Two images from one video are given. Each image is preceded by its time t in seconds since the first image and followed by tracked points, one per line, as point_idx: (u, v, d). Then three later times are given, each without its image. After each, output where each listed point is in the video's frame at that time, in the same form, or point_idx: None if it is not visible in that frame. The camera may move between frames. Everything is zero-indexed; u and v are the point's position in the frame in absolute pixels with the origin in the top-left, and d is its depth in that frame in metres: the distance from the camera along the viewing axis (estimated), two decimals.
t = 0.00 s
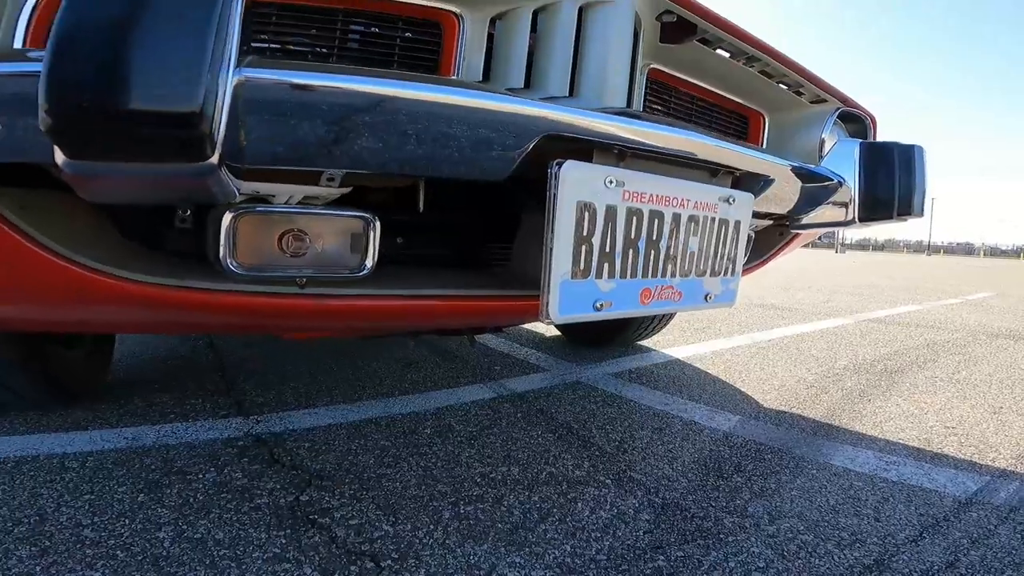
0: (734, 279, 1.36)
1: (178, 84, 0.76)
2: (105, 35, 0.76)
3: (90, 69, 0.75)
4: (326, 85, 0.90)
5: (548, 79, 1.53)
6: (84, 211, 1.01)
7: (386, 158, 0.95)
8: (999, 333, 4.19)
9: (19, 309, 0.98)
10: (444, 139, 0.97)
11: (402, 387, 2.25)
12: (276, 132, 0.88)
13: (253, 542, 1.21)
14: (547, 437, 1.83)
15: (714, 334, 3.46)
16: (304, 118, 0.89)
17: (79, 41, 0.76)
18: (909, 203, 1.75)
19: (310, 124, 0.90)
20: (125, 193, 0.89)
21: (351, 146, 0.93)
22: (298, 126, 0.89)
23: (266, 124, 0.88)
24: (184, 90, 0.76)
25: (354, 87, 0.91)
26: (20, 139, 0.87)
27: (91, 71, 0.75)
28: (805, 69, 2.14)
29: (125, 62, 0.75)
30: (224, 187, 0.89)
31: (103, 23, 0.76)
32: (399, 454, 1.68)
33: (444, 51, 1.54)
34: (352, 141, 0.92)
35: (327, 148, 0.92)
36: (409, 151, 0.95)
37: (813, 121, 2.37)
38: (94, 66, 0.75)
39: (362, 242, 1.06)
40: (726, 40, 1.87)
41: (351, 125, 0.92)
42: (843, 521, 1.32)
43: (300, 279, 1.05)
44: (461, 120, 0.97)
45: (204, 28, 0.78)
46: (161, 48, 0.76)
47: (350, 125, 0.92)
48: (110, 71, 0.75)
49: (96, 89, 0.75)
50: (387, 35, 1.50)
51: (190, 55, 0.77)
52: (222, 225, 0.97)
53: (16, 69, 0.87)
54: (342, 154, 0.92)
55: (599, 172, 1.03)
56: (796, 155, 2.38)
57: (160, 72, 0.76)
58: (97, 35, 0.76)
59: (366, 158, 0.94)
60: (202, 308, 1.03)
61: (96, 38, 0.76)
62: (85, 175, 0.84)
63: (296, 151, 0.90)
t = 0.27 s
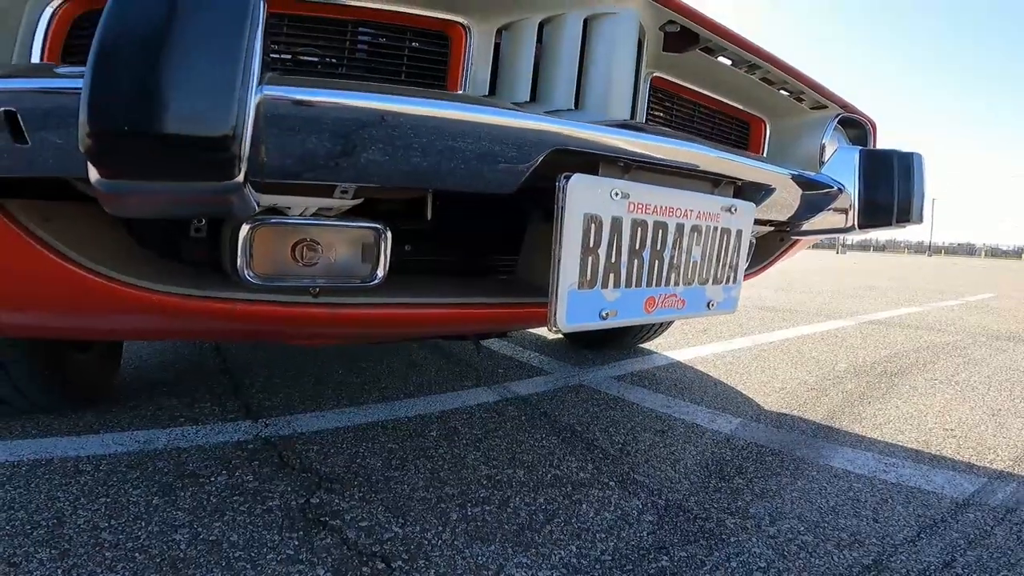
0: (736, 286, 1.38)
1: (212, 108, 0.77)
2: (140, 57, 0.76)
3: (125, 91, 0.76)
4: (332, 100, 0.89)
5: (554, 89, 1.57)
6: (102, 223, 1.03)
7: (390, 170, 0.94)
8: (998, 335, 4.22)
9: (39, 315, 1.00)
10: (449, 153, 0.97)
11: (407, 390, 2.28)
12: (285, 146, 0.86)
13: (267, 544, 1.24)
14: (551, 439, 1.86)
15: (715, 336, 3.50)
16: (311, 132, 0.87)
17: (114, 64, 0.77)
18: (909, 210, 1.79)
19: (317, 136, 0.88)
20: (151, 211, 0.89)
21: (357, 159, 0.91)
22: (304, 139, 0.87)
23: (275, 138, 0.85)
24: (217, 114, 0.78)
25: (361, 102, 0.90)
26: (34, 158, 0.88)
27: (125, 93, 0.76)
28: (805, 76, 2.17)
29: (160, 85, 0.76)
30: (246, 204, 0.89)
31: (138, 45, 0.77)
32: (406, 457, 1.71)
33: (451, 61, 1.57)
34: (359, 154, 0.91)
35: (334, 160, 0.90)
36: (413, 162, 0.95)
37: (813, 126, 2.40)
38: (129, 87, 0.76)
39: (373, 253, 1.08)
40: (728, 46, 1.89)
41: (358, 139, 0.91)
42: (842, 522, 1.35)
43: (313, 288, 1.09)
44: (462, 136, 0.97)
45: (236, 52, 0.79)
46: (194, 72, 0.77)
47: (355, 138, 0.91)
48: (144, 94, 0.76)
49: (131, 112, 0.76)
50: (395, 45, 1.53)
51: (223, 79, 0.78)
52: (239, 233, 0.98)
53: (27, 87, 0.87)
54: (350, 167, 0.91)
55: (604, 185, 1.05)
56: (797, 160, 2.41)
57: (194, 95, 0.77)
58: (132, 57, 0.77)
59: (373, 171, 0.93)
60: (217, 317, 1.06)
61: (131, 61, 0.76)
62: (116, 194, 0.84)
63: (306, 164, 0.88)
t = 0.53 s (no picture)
0: (726, 303, 1.42)
1: (211, 147, 0.80)
2: (138, 100, 0.78)
3: (127, 135, 0.79)
4: (327, 134, 0.93)
5: (548, 108, 1.61)
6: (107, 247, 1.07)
7: (386, 197, 0.98)
8: (995, 340, 4.25)
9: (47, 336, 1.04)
10: (443, 178, 1.00)
11: (406, 399, 2.32)
12: (282, 177, 0.90)
13: (270, 552, 1.29)
14: (547, 448, 1.90)
15: (713, 342, 3.53)
16: (309, 162, 0.91)
17: (114, 107, 0.79)
18: (898, 221, 1.83)
19: (314, 167, 0.92)
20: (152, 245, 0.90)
21: (355, 187, 0.96)
22: (302, 169, 0.91)
23: (273, 170, 0.89)
24: (216, 152, 0.81)
25: (358, 135, 0.95)
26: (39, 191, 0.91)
27: (128, 137, 0.79)
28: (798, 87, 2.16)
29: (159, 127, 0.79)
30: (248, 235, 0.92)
31: (135, 88, 0.79)
32: (405, 466, 1.75)
33: (446, 79, 1.61)
34: (355, 181, 0.95)
35: (331, 188, 0.94)
36: (409, 189, 0.99)
37: (808, 137, 2.38)
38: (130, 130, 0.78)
39: (371, 275, 1.12)
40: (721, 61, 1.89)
41: (354, 168, 0.95)
42: (828, 531, 1.39)
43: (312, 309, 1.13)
44: (461, 159, 1.01)
45: (230, 88, 0.82)
46: (191, 111, 0.79)
47: (351, 168, 0.95)
48: (145, 136, 0.78)
49: (135, 155, 0.79)
50: (391, 64, 1.57)
51: (219, 117, 0.81)
52: (239, 258, 1.02)
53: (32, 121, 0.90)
54: (347, 193, 0.96)
55: (596, 210, 1.09)
56: (791, 171, 2.39)
57: (193, 135, 0.79)
58: (130, 100, 0.79)
59: (368, 197, 0.97)
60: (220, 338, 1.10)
61: (130, 103, 0.79)
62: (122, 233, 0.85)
63: (304, 194, 0.92)
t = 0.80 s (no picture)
0: (701, 328, 1.54)
1: (245, 215, 0.92)
2: (181, 176, 0.89)
3: (172, 205, 0.89)
4: (327, 195, 1.03)
5: (538, 143, 1.72)
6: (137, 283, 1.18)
7: (385, 244, 1.09)
8: (983, 347, 4.35)
9: (85, 364, 1.16)
10: (436, 226, 1.11)
11: (407, 409, 2.43)
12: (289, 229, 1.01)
13: (284, 555, 1.41)
14: (540, 457, 2.01)
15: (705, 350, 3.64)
16: (310, 216, 1.02)
17: (158, 180, 0.89)
18: (867, 248, 1.96)
19: (316, 219, 1.03)
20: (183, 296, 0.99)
21: (355, 235, 1.07)
22: (308, 220, 1.02)
23: (283, 222, 1.01)
24: (250, 219, 0.93)
25: (356, 195, 1.05)
26: (68, 248, 0.99)
27: (172, 208, 0.89)
28: (779, 113, 2.26)
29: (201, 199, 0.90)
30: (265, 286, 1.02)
31: (178, 165, 0.89)
32: (406, 474, 1.86)
33: (441, 115, 1.73)
34: (356, 230, 1.06)
35: (330, 236, 1.05)
36: (407, 237, 1.10)
37: (791, 158, 2.48)
38: (175, 202, 0.89)
39: (374, 307, 1.23)
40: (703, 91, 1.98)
41: (354, 220, 1.06)
42: (797, 537, 1.51)
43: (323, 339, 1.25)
44: (453, 211, 1.12)
45: (259, 163, 0.94)
46: (228, 185, 0.91)
47: (350, 220, 1.05)
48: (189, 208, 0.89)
49: (179, 223, 0.89)
50: (390, 100, 1.69)
51: (252, 189, 0.93)
52: (256, 298, 1.16)
53: (61, 186, 0.97)
54: (346, 240, 1.06)
55: (576, 253, 1.21)
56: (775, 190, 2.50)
57: (231, 206, 0.91)
58: (173, 175, 0.89)
59: (368, 243, 1.08)
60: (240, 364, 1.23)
61: (173, 178, 0.89)
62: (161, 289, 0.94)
63: (311, 242, 1.03)
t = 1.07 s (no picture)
0: (706, 328, 1.55)
1: (270, 215, 0.95)
2: (211, 174, 0.90)
3: (202, 204, 0.90)
4: (342, 195, 1.05)
5: (544, 145, 1.74)
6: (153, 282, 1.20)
7: (394, 243, 1.10)
8: (984, 348, 4.36)
9: (97, 362, 1.18)
10: (445, 226, 1.13)
11: (412, 410, 2.45)
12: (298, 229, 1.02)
13: (294, 553, 1.42)
14: (545, 456, 2.03)
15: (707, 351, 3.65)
16: (319, 215, 1.04)
17: (188, 179, 0.90)
18: (869, 248, 1.97)
19: (324, 219, 1.04)
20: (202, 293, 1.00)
21: (362, 234, 1.08)
22: (315, 221, 1.04)
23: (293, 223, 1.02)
24: (275, 219, 0.95)
25: (369, 195, 1.07)
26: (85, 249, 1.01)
27: (202, 207, 0.90)
28: (782, 115, 2.28)
29: (231, 198, 0.91)
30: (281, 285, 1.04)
31: (208, 165, 0.90)
32: (413, 473, 1.88)
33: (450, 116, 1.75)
34: (363, 230, 1.08)
35: (340, 236, 1.06)
36: (416, 237, 1.12)
37: (794, 159, 2.51)
38: (205, 200, 0.90)
39: (385, 305, 1.25)
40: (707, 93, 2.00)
41: (362, 220, 1.07)
42: (801, 535, 1.52)
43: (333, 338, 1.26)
44: (462, 212, 1.14)
45: (285, 165, 0.96)
46: (256, 186, 0.93)
47: (359, 220, 1.07)
48: (218, 205, 0.90)
49: (208, 221, 0.90)
50: (399, 102, 1.71)
51: (279, 190, 0.95)
52: (269, 297, 1.18)
53: (79, 186, 0.99)
54: (354, 240, 1.08)
55: (586, 253, 1.22)
56: (779, 191, 2.52)
57: (259, 206, 0.93)
58: (203, 174, 0.90)
59: (376, 244, 1.09)
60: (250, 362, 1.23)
61: (203, 177, 0.90)
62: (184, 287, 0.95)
63: (317, 242, 1.05)
